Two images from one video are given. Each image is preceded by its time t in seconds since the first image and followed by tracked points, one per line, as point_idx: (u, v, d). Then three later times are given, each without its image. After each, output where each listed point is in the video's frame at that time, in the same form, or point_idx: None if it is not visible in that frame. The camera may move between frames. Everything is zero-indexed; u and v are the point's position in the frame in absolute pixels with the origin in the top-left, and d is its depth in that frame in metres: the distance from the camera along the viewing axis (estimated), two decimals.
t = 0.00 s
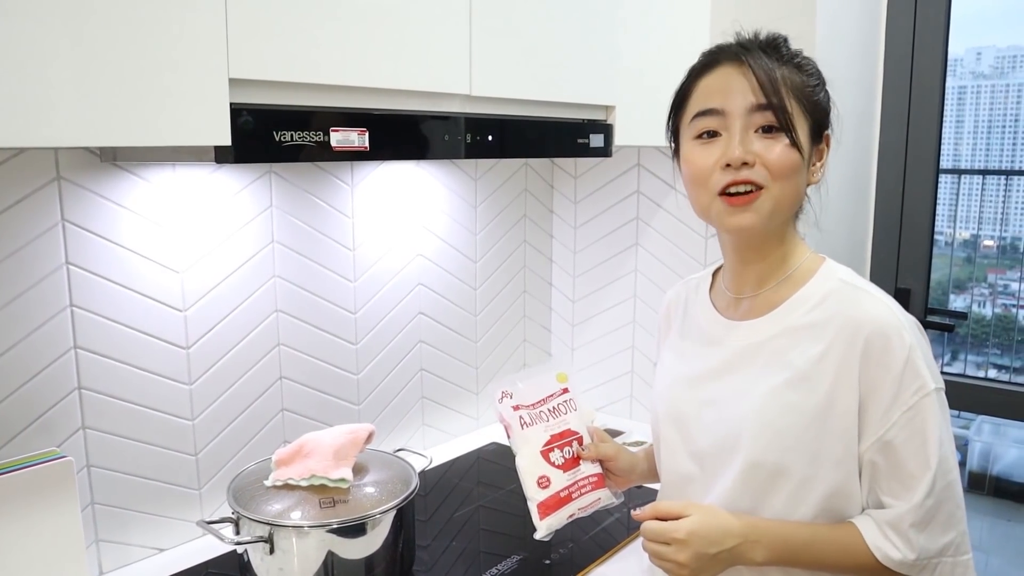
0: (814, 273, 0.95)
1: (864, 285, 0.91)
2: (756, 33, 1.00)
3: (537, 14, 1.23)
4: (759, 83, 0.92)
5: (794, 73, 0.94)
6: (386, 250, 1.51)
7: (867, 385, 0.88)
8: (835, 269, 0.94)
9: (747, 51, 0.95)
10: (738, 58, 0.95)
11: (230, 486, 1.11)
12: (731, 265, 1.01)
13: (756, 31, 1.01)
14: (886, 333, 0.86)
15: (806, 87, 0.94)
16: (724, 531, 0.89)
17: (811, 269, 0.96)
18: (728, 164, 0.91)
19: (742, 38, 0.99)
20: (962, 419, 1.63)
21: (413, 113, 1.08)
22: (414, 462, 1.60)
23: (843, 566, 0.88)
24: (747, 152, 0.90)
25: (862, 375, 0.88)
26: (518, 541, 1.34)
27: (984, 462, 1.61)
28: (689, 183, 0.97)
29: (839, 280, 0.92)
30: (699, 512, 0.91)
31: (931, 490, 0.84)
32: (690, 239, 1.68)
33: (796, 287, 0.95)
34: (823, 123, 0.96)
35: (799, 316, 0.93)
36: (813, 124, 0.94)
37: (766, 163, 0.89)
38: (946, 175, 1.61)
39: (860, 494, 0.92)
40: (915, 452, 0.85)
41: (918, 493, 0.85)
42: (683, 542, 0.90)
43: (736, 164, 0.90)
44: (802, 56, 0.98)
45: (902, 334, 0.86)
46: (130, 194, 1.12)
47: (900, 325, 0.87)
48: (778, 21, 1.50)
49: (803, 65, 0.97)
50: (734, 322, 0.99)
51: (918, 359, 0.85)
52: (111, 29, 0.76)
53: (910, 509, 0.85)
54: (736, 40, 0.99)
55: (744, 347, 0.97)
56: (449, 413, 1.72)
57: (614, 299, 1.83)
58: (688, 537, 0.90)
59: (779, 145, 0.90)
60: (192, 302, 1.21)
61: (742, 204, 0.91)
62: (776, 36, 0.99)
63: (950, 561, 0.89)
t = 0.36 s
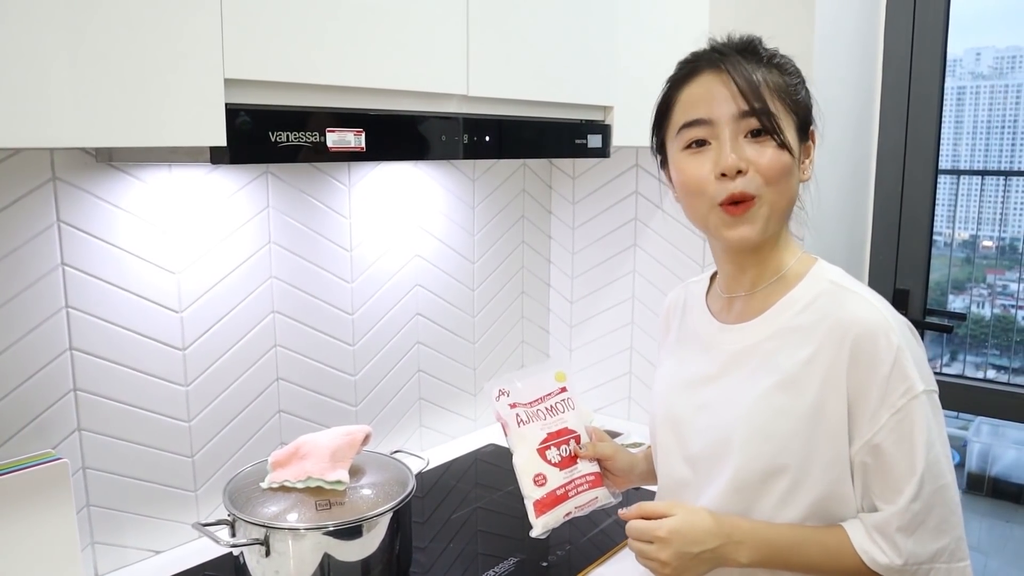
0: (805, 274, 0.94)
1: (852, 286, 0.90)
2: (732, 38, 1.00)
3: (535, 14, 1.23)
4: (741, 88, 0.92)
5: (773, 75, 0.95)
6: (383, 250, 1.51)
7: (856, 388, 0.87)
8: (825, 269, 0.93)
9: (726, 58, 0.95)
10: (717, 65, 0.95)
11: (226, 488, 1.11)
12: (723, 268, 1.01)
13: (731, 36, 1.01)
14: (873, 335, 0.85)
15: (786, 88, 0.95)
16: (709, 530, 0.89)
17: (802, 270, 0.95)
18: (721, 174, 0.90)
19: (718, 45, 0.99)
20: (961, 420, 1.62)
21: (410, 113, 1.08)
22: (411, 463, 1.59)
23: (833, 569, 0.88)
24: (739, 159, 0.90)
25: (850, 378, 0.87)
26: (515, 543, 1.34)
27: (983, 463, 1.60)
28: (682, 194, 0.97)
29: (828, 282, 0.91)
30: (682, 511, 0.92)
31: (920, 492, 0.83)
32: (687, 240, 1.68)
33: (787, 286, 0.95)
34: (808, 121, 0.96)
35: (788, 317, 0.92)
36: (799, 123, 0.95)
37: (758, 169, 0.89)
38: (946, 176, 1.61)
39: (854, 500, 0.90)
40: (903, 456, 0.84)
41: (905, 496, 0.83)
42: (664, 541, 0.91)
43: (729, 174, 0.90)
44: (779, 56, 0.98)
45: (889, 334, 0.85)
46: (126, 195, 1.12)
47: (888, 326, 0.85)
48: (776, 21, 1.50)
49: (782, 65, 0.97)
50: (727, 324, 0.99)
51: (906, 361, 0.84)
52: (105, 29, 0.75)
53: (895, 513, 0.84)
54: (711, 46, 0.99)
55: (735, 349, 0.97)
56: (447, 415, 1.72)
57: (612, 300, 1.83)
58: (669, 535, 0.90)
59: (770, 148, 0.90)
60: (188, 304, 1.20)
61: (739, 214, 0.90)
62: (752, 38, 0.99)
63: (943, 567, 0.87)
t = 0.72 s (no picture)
0: (791, 271, 0.93)
1: (838, 281, 0.89)
2: (703, 38, 0.97)
3: (530, 13, 1.22)
4: (722, 97, 0.90)
5: (751, 76, 0.93)
6: (379, 250, 1.50)
7: (839, 385, 0.86)
8: (812, 265, 0.92)
9: (703, 63, 0.92)
10: (694, 71, 0.92)
11: (219, 490, 1.10)
12: (711, 270, 1.00)
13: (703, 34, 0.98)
14: (859, 327, 0.84)
15: (765, 88, 0.93)
16: (689, 522, 0.89)
17: (789, 266, 0.94)
18: (708, 190, 0.89)
19: (691, 47, 0.96)
20: (958, 421, 1.62)
21: (404, 112, 1.07)
22: (406, 464, 1.59)
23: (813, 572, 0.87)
24: (727, 173, 0.88)
25: (834, 376, 0.86)
26: (511, 544, 1.33)
27: (981, 464, 1.60)
28: (666, 208, 0.95)
29: (814, 277, 0.90)
30: (661, 499, 0.92)
31: (902, 486, 0.81)
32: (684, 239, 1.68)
33: (774, 286, 0.94)
34: (788, 118, 0.95)
35: (773, 316, 0.92)
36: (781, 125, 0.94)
37: (746, 181, 0.88)
38: (944, 177, 1.60)
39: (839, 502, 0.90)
40: (885, 453, 0.82)
41: (885, 496, 0.82)
42: (640, 526, 0.91)
43: (718, 189, 0.88)
44: (754, 53, 0.96)
45: (874, 330, 0.84)
46: (118, 194, 1.11)
47: (873, 319, 0.84)
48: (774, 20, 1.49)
49: (758, 62, 0.95)
50: (715, 325, 0.99)
51: (889, 357, 0.83)
52: (94, 26, 0.74)
53: (875, 513, 0.83)
54: (684, 49, 0.96)
55: (723, 345, 0.96)
56: (444, 415, 1.71)
57: (609, 300, 1.82)
58: (645, 520, 0.90)
59: (756, 158, 0.89)
60: (181, 304, 1.20)
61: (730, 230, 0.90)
62: (724, 36, 0.96)
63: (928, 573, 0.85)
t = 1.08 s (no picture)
0: (801, 274, 0.92)
1: (848, 288, 0.88)
2: (705, 28, 0.94)
3: (533, 9, 1.21)
4: (688, 98, 0.89)
5: (740, 71, 0.88)
6: (382, 248, 1.49)
7: (840, 394, 0.85)
8: (823, 268, 0.91)
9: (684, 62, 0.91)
10: (673, 70, 0.92)
11: (220, 489, 1.10)
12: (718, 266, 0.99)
13: (708, 23, 0.95)
14: (861, 339, 0.83)
15: (756, 83, 0.87)
16: (684, 532, 0.88)
17: (799, 270, 0.93)
18: (671, 190, 0.91)
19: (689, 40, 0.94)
20: (965, 420, 1.61)
21: (407, 108, 1.06)
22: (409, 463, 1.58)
23: None
24: (688, 176, 0.89)
25: (836, 386, 0.85)
26: (515, 543, 1.32)
27: (987, 463, 1.59)
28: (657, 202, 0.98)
29: (823, 282, 0.89)
30: (656, 513, 0.91)
31: (903, 506, 0.81)
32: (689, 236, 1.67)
33: (779, 288, 0.93)
34: (790, 112, 0.88)
35: (776, 321, 0.90)
36: (770, 125, 0.87)
37: (707, 184, 0.88)
38: (950, 174, 1.59)
39: (843, 510, 0.88)
40: (886, 465, 0.82)
41: (884, 514, 0.82)
42: (633, 541, 0.91)
43: (680, 191, 0.90)
44: (757, 41, 0.90)
45: (877, 341, 0.83)
46: (119, 192, 1.10)
47: (877, 331, 0.83)
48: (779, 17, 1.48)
49: (758, 53, 0.89)
50: (717, 320, 0.98)
51: (894, 370, 0.82)
52: (92, 22, 0.74)
53: (874, 531, 0.82)
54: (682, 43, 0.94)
55: (723, 346, 0.95)
56: (447, 414, 1.70)
57: (613, 298, 1.81)
58: (637, 535, 0.90)
59: (720, 162, 0.87)
60: (183, 302, 1.19)
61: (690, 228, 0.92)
62: (727, 25, 0.92)
63: None
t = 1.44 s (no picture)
0: (856, 283, 0.89)
1: (900, 306, 0.85)
2: (712, 27, 0.95)
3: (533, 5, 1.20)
4: (686, 107, 0.94)
5: (729, 67, 0.89)
6: (382, 243, 1.49)
7: (881, 417, 0.83)
8: (878, 283, 0.88)
9: (686, 68, 0.95)
10: (680, 77, 0.96)
11: (219, 486, 1.09)
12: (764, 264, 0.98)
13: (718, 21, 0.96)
14: (910, 369, 0.81)
15: (744, 76, 0.87)
16: (689, 529, 0.88)
17: (853, 279, 0.90)
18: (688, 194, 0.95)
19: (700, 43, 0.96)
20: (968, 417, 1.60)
21: (406, 103, 1.05)
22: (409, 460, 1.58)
23: None
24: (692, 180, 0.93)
25: (877, 408, 0.83)
26: (516, 540, 1.32)
27: (990, 460, 1.58)
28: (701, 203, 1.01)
29: (878, 297, 0.87)
30: (663, 505, 0.91)
31: (929, 533, 0.80)
32: (690, 233, 1.66)
33: (829, 294, 0.91)
34: (783, 99, 0.85)
35: (825, 330, 0.89)
36: (758, 116, 0.86)
37: (706, 186, 0.91)
38: (953, 170, 1.57)
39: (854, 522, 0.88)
40: (909, 496, 0.81)
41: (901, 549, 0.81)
42: (636, 530, 0.91)
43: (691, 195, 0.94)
44: (754, 29, 0.89)
45: (927, 374, 0.80)
46: (118, 188, 1.10)
47: (929, 362, 0.80)
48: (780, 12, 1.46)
49: (751, 43, 0.88)
50: (755, 318, 0.97)
51: (939, 405, 0.80)
52: (87, 16, 0.73)
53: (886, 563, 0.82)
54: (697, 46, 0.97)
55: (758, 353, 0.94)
56: (447, 410, 1.70)
57: (615, 295, 1.81)
58: (641, 526, 0.90)
59: (711, 163, 0.89)
60: (182, 298, 1.19)
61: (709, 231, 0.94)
62: (729, 19, 0.92)
63: None
